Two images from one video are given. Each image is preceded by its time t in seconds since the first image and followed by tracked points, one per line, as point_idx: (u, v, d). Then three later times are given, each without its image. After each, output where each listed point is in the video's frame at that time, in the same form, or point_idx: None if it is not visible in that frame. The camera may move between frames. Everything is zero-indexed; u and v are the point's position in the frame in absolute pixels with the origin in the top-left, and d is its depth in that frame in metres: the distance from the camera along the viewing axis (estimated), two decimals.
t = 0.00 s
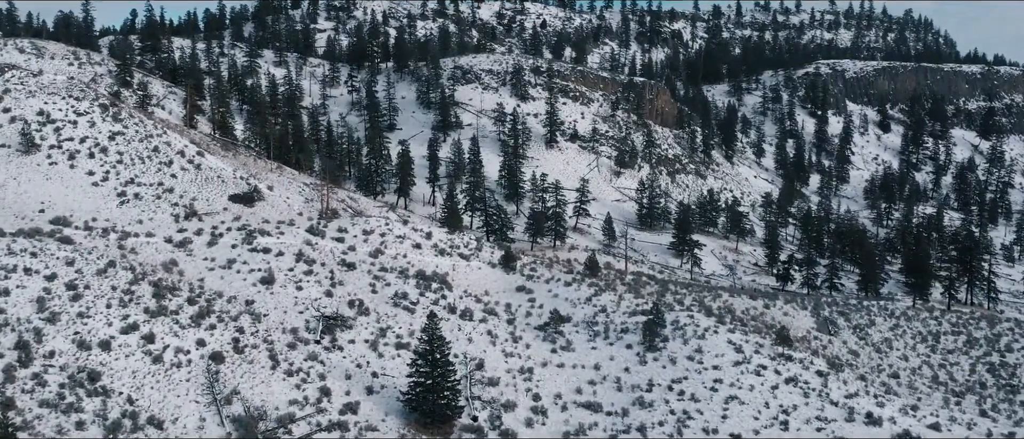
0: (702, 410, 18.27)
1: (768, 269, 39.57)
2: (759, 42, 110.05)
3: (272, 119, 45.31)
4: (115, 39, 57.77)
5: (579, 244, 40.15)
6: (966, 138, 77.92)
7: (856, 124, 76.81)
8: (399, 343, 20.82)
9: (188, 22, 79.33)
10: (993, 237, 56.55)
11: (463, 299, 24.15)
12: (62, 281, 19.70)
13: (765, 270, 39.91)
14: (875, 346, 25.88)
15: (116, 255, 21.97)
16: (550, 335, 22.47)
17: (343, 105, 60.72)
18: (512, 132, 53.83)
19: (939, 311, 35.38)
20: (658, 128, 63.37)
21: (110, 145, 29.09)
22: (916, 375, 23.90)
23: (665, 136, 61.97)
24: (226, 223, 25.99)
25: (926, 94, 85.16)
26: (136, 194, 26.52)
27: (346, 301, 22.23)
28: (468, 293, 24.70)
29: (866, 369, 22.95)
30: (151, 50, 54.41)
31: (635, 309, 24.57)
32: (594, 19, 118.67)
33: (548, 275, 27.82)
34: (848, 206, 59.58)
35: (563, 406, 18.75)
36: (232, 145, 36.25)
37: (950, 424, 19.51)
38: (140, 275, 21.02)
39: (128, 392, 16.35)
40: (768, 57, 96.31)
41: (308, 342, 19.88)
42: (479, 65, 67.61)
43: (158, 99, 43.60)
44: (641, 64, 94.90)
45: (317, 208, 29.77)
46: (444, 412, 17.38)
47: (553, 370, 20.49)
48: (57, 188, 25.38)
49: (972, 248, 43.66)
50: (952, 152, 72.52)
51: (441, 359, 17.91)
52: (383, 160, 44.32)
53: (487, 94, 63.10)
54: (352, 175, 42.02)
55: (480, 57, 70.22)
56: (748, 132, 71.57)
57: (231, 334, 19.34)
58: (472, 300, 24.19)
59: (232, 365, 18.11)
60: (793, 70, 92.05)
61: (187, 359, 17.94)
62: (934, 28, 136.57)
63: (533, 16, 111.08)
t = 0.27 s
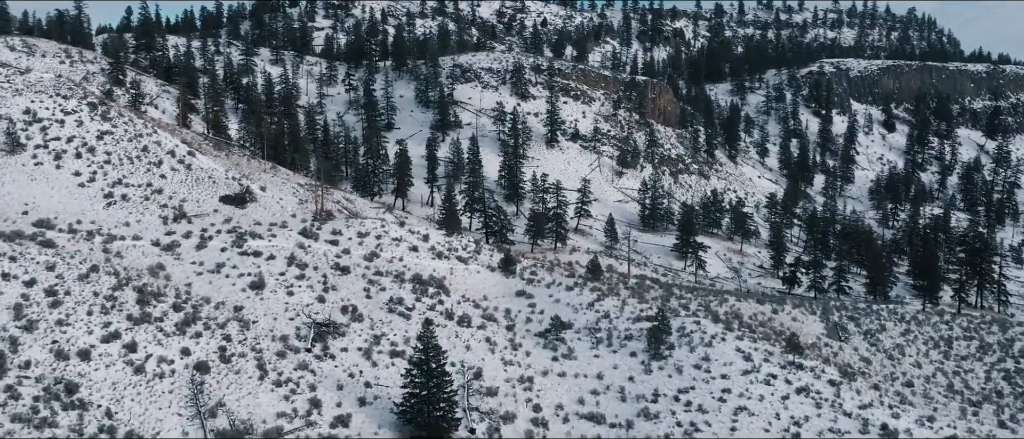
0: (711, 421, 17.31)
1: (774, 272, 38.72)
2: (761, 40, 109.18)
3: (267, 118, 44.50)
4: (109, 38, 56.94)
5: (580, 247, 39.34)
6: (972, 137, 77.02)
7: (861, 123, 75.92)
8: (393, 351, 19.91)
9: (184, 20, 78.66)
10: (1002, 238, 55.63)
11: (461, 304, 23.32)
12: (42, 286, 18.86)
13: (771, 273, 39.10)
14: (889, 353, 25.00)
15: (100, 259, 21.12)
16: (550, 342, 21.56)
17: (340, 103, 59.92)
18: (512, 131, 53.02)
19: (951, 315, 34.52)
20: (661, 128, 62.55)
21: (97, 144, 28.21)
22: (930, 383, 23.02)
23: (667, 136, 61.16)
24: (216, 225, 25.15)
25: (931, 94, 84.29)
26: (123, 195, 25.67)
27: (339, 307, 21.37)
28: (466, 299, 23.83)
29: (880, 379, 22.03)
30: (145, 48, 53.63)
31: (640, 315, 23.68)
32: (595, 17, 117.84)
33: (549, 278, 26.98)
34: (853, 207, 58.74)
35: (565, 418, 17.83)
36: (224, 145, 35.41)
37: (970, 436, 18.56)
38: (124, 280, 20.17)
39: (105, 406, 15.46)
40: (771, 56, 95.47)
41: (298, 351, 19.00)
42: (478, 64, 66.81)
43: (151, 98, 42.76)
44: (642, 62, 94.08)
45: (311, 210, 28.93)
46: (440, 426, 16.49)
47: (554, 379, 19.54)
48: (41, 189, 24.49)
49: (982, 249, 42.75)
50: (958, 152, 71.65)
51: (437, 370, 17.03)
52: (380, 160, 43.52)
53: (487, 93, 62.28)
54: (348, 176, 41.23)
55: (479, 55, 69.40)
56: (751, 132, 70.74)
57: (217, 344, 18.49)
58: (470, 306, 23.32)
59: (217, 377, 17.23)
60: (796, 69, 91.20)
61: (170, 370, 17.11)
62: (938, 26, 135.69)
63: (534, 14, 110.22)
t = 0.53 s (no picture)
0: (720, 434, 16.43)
1: (780, 275, 37.93)
2: (764, 39, 108.34)
3: (263, 117, 43.66)
4: (102, 36, 56.08)
5: (582, 249, 38.55)
6: (977, 137, 76.19)
7: (865, 123, 75.08)
8: (387, 360, 19.06)
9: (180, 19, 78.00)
10: (1009, 239, 54.77)
11: (459, 310, 22.48)
12: (20, 293, 18.02)
13: (776, 276, 38.31)
14: (901, 360, 24.17)
15: (83, 264, 20.29)
16: (551, 350, 20.70)
17: (337, 103, 59.11)
18: (512, 131, 52.23)
19: (962, 319, 33.70)
20: (663, 128, 61.74)
21: (84, 144, 27.34)
22: (946, 392, 22.19)
23: (670, 136, 60.35)
24: (206, 228, 24.33)
25: (936, 93, 83.47)
26: (110, 196, 24.82)
27: (331, 314, 20.54)
28: (464, 304, 23.02)
29: (894, 389, 21.18)
30: (139, 46, 52.84)
31: (644, 322, 22.83)
32: (596, 16, 116.97)
33: (549, 282, 26.15)
34: (858, 208, 57.92)
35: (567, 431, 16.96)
36: (217, 144, 34.58)
37: None
38: (106, 286, 19.32)
39: (81, 420, 14.62)
40: (773, 56, 94.66)
41: (287, 360, 18.15)
42: (478, 62, 66.00)
43: (143, 97, 41.91)
44: (643, 62, 93.25)
45: (305, 212, 28.12)
46: None
47: (555, 389, 18.63)
48: (24, 190, 23.64)
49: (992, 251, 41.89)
50: (964, 152, 70.81)
51: (432, 381, 16.18)
52: (377, 160, 42.70)
53: (486, 92, 61.49)
54: (344, 176, 40.42)
55: (479, 54, 68.57)
56: (754, 132, 69.92)
57: (203, 353, 17.66)
58: (468, 312, 22.47)
59: (201, 388, 16.38)
60: (799, 69, 90.36)
61: (152, 381, 16.27)
62: (941, 26, 134.89)
63: (534, 12, 109.37)
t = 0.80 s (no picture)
0: None
1: (786, 278, 37.14)
2: (766, 38, 107.49)
3: (258, 117, 42.85)
4: (95, 34, 55.25)
5: (583, 251, 37.77)
6: (982, 137, 75.33)
7: (869, 123, 74.27)
8: (381, 370, 18.21)
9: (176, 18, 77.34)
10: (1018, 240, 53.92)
11: (456, 316, 21.67)
12: None
13: (782, 278, 37.54)
14: (915, 368, 23.34)
15: (64, 269, 19.46)
16: (551, 359, 19.85)
17: (334, 102, 58.31)
18: (512, 131, 51.46)
19: (973, 323, 32.88)
20: (666, 128, 60.96)
21: (70, 144, 26.49)
22: (962, 402, 21.37)
23: (672, 136, 59.56)
24: (195, 231, 23.53)
25: (941, 92, 82.68)
26: (96, 198, 23.99)
27: (323, 321, 19.72)
28: (462, 310, 22.21)
29: (909, 399, 20.33)
30: (133, 45, 52.05)
31: (648, 329, 21.99)
32: (597, 14, 116.11)
33: (550, 287, 25.33)
34: (863, 209, 57.12)
35: None
36: (208, 144, 33.76)
37: None
38: (87, 293, 18.50)
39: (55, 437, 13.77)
40: (775, 55, 93.85)
41: (275, 371, 17.29)
42: (477, 61, 65.19)
43: (134, 96, 41.07)
44: (645, 61, 92.42)
45: (298, 214, 27.32)
46: None
47: (556, 400, 17.74)
48: (6, 192, 22.79)
49: (1003, 253, 41.04)
50: (970, 152, 69.96)
51: (426, 393, 15.35)
52: (374, 160, 41.90)
53: (486, 91, 60.70)
54: (341, 177, 39.62)
55: (478, 52, 67.76)
56: (757, 132, 69.14)
57: (187, 364, 16.83)
58: (465, 319, 21.65)
59: (183, 401, 15.53)
60: (802, 68, 89.60)
61: (132, 394, 15.42)
62: (944, 25, 134.07)
63: (534, 11, 108.51)
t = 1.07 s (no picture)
0: None
1: (792, 281, 36.29)
2: (769, 37, 106.60)
3: (253, 116, 42.04)
4: (89, 33, 54.48)
5: (585, 254, 36.95)
6: (989, 137, 74.37)
7: (874, 123, 73.40)
8: (373, 381, 17.31)
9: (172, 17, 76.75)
10: None
11: (453, 325, 20.81)
12: None
13: (788, 282, 36.70)
14: (930, 378, 22.44)
15: (44, 276, 18.60)
16: (552, 370, 18.95)
17: (331, 102, 57.50)
18: (512, 131, 50.64)
19: (986, 328, 32.01)
20: (668, 127, 60.13)
21: (54, 144, 25.61)
22: (980, 414, 20.46)
23: (675, 136, 58.73)
24: (183, 234, 22.70)
25: (946, 92, 81.83)
26: (80, 200, 23.14)
27: (313, 330, 18.87)
28: (459, 318, 21.35)
29: (926, 412, 19.42)
30: (127, 43, 51.23)
31: (653, 338, 21.12)
32: (598, 13, 115.24)
33: (551, 293, 24.47)
34: (869, 210, 56.24)
35: None
36: (199, 145, 32.94)
37: None
38: (66, 301, 17.64)
39: None
40: (778, 54, 92.97)
41: (261, 383, 16.39)
42: (477, 60, 64.35)
43: (126, 96, 40.22)
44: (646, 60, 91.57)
45: (291, 217, 26.48)
46: None
47: (557, 414, 16.79)
48: None
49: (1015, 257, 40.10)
50: (977, 152, 69.01)
51: (420, 409, 14.46)
52: (371, 161, 41.07)
53: (485, 90, 59.86)
54: (337, 178, 38.78)
55: (477, 51, 66.92)
56: (761, 132, 68.29)
57: (169, 376, 15.96)
58: (463, 327, 20.80)
59: (163, 417, 14.61)
60: (805, 67, 88.72)
61: (108, 409, 14.48)
62: (948, 23, 133.13)
63: (535, 10, 107.67)
